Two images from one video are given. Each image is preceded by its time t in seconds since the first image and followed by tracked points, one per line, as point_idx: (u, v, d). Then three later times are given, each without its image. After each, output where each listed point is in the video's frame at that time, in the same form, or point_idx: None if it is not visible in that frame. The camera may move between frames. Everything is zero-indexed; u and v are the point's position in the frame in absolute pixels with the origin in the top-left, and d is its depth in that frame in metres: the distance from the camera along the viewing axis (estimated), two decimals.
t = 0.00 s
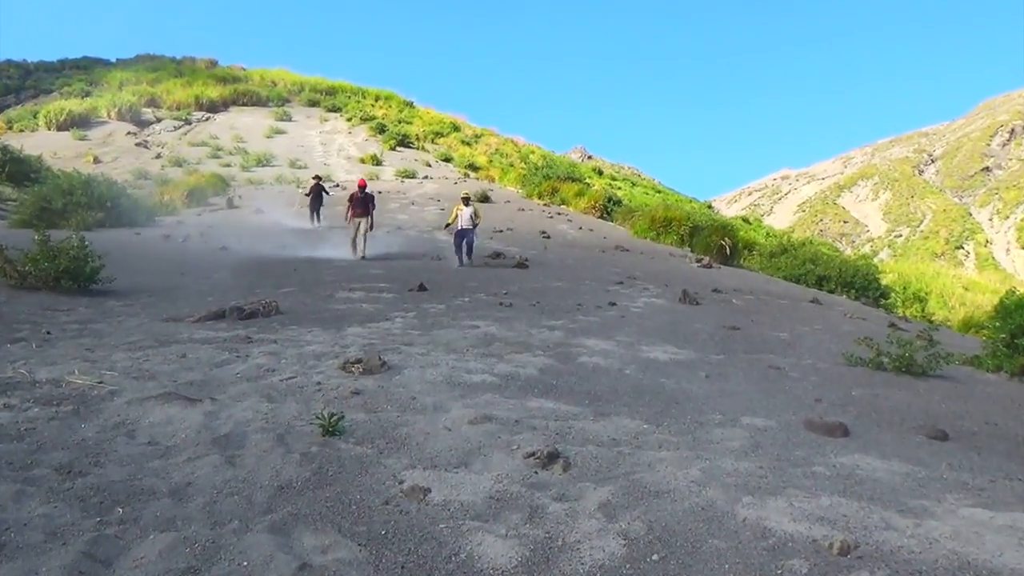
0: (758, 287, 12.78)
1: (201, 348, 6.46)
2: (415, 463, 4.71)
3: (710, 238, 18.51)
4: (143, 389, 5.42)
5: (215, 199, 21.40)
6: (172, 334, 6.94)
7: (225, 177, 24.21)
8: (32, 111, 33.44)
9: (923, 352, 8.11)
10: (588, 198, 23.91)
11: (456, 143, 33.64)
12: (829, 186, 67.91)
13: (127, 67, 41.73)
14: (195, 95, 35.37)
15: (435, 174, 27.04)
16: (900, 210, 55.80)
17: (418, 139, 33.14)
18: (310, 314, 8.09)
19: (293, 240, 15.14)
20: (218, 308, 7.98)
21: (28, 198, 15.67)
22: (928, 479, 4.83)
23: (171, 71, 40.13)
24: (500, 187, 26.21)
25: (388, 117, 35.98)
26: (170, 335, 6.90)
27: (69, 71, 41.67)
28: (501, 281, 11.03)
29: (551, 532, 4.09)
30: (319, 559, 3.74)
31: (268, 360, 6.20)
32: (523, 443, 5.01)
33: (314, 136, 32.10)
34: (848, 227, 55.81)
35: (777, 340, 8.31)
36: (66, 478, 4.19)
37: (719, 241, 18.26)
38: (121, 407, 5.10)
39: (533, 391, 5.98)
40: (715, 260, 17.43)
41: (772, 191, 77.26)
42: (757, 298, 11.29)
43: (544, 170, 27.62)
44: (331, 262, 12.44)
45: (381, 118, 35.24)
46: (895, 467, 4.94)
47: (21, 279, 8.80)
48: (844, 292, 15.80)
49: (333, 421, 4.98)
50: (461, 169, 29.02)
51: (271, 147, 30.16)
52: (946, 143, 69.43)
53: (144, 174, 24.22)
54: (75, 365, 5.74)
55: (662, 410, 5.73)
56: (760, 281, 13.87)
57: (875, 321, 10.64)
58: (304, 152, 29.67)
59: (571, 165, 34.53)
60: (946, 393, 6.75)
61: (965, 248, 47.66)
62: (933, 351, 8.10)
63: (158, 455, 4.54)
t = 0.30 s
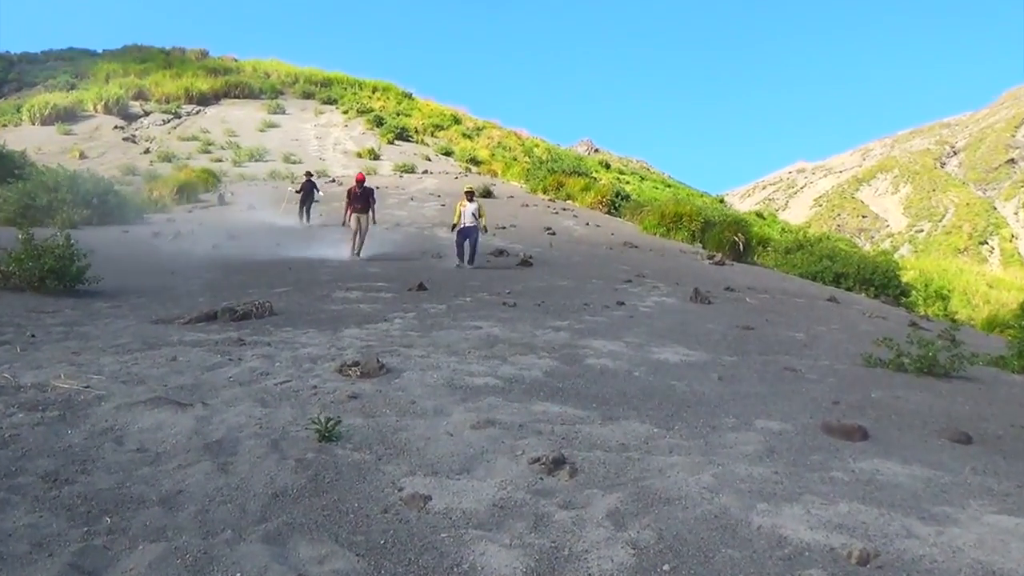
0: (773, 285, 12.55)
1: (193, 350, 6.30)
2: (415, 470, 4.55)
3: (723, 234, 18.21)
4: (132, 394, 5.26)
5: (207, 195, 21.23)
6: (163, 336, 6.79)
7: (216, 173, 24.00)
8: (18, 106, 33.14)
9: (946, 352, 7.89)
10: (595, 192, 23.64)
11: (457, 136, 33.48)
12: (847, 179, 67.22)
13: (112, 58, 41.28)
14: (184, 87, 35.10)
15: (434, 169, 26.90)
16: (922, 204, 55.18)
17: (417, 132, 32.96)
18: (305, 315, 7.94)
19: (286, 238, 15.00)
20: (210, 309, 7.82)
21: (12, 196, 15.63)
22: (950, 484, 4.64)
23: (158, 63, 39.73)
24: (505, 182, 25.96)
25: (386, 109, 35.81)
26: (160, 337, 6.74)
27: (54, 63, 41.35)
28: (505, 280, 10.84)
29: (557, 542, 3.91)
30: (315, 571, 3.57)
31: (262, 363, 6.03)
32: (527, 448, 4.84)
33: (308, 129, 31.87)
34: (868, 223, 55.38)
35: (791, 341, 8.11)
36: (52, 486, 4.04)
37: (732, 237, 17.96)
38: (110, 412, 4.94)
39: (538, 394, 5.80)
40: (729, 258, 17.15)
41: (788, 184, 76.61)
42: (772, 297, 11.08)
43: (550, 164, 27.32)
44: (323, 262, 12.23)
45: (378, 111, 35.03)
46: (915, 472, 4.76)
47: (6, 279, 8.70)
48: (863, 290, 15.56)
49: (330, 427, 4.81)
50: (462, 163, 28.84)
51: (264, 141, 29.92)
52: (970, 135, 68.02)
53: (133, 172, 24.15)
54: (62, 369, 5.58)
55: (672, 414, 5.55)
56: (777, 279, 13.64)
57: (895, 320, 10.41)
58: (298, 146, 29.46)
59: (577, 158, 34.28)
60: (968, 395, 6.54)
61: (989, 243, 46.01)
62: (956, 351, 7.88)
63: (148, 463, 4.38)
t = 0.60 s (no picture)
0: (787, 281, 12.35)
1: (184, 353, 6.15)
2: (415, 476, 4.39)
3: (736, 228, 17.98)
4: (120, 398, 5.11)
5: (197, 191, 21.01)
6: (152, 338, 6.65)
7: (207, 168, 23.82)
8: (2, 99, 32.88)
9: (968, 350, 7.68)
10: (600, 185, 23.43)
11: (456, 128, 33.32)
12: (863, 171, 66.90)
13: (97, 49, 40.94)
14: (171, 79, 34.92)
15: (432, 162, 26.77)
16: (942, 196, 54.83)
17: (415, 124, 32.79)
18: (299, 315, 7.78)
19: (279, 236, 14.87)
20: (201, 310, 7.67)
21: None
22: (972, 488, 4.47)
23: (145, 54, 39.48)
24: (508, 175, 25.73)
25: (383, 101, 35.64)
26: (149, 339, 6.59)
27: (40, 54, 41.10)
28: (508, 278, 10.68)
29: (563, 550, 3.74)
30: None
31: (256, 366, 5.88)
32: (532, 453, 4.68)
33: (302, 121, 31.67)
34: (885, 216, 55.09)
35: (806, 339, 7.92)
36: (37, 495, 3.89)
37: (744, 231, 17.73)
38: (97, 418, 4.79)
39: (542, 397, 5.64)
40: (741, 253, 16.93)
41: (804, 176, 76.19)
42: (788, 294, 10.89)
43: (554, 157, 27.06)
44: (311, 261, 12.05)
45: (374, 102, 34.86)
46: (935, 475, 4.58)
47: None
48: (880, 285, 15.33)
49: (325, 431, 4.66)
50: (462, 156, 28.67)
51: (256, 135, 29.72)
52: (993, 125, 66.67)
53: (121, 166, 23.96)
54: (48, 374, 5.44)
55: (683, 416, 5.38)
56: (792, 275, 13.42)
57: (914, 317, 10.19)
58: (292, 139, 29.28)
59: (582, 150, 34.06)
60: (990, 394, 6.34)
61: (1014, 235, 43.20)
62: (978, 349, 7.68)
63: (137, 470, 4.23)
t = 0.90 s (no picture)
0: (803, 278, 12.16)
1: (173, 356, 6.00)
2: (416, 483, 4.23)
3: (749, 223, 17.79)
4: (109, 404, 4.97)
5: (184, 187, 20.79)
6: (141, 341, 6.51)
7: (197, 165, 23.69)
8: None
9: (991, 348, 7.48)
10: (607, 179, 23.23)
11: (456, 120, 33.17)
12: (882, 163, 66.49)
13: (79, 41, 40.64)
14: (158, 71, 34.78)
15: (431, 155, 26.66)
16: (963, 187, 54.39)
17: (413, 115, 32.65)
18: (294, 316, 7.64)
19: (269, 234, 14.76)
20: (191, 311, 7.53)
21: None
22: (997, 492, 4.29)
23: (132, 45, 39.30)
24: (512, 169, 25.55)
25: (380, 92, 35.51)
26: (138, 342, 6.45)
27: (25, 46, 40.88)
28: (513, 276, 10.52)
29: (570, 559, 3.58)
30: None
31: (249, 369, 5.73)
32: (537, 458, 4.52)
33: (294, 114, 31.50)
34: (904, 210, 54.62)
35: (821, 339, 7.73)
36: (21, 505, 3.75)
37: (757, 227, 17.53)
38: (85, 424, 4.65)
39: (548, 400, 5.47)
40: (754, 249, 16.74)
41: (819, 169, 75.73)
42: (803, 292, 10.70)
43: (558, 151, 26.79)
44: (302, 260, 12.02)
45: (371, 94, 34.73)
46: (958, 480, 4.40)
47: None
48: (900, 281, 15.13)
49: (321, 437, 4.50)
50: (463, 149, 28.51)
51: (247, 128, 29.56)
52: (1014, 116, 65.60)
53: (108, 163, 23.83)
54: (34, 378, 5.30)
55: (695, 420, 5.20)
56: (806, 271, 13.22)
57: (936, 316, 9.98)
58: (284, 133, 29.14)
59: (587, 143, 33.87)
60: (1014, 395, 6.15)
61: None
62: (1001, 347, 7.48)
63: (126, 478, 4.08)
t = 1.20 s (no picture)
0: (821, 277, 11.93)
1: (160, 358, 5.82)
2: (415, 491, 4.05)
3: (764, 219, 17.53)
4: (92, 408, 4.80)
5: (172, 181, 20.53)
6: (129, 341, 6.34)
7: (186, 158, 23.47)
8: None
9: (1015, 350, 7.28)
10: (614, 172, 23.02)
11: (456, 111, 32.99)
12: (903, 158, 65.86)
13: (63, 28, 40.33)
14: (144, 59, 34.61)
15: (429, 147, 26.49)
16: (988, 182, 53.88)
17: (411, 105, 32.46)
18: (287, 316, 7.46)
19: (259, 230, 14.60)
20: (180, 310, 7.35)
21: None
22: None
23: (118, 32, 39.09)
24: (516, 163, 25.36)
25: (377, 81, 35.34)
26: (123, 343, 6.28)
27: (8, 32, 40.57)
28: (518, 275, 10.33)
29: (577, 572, 3.41)
30: None
31: (240, 372, 5.56)
32: (541, 466, 4.34)
33: (285, 104, 31.25)
34: (925, 206, 54.00)
35: (837, 340, 7.54)
36: None
37: (772, 223, 17.29)
38: (67, 429, 4.48)
39: (555, 404, 5.29)
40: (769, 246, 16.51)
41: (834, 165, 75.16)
42: (821, 291, 10.48)
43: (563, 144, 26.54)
44: (290, 256, 11.85)
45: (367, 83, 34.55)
46: (981, 489, 4.22)
47: None
48: (923, 281, 14.94)
49: (315, 443, 4.33)
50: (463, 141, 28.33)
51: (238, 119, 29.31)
52: None
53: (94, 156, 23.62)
54: (16, 381, 5.13)
55: (706, 425, 5.02)
56: (821, 270, 12.99)
57: (960, 317, 9.75)
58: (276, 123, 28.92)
59: (593, 135, 33.62)
60: None
61: None
62: None
63: (110, 486, 3.92)
